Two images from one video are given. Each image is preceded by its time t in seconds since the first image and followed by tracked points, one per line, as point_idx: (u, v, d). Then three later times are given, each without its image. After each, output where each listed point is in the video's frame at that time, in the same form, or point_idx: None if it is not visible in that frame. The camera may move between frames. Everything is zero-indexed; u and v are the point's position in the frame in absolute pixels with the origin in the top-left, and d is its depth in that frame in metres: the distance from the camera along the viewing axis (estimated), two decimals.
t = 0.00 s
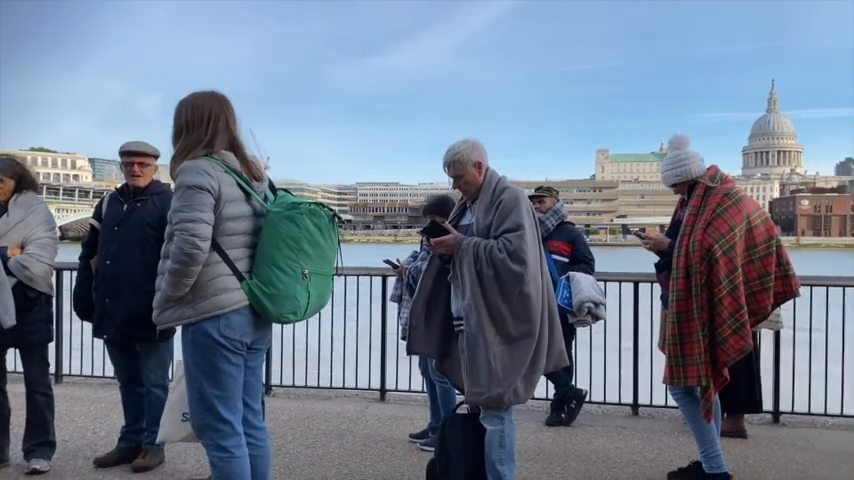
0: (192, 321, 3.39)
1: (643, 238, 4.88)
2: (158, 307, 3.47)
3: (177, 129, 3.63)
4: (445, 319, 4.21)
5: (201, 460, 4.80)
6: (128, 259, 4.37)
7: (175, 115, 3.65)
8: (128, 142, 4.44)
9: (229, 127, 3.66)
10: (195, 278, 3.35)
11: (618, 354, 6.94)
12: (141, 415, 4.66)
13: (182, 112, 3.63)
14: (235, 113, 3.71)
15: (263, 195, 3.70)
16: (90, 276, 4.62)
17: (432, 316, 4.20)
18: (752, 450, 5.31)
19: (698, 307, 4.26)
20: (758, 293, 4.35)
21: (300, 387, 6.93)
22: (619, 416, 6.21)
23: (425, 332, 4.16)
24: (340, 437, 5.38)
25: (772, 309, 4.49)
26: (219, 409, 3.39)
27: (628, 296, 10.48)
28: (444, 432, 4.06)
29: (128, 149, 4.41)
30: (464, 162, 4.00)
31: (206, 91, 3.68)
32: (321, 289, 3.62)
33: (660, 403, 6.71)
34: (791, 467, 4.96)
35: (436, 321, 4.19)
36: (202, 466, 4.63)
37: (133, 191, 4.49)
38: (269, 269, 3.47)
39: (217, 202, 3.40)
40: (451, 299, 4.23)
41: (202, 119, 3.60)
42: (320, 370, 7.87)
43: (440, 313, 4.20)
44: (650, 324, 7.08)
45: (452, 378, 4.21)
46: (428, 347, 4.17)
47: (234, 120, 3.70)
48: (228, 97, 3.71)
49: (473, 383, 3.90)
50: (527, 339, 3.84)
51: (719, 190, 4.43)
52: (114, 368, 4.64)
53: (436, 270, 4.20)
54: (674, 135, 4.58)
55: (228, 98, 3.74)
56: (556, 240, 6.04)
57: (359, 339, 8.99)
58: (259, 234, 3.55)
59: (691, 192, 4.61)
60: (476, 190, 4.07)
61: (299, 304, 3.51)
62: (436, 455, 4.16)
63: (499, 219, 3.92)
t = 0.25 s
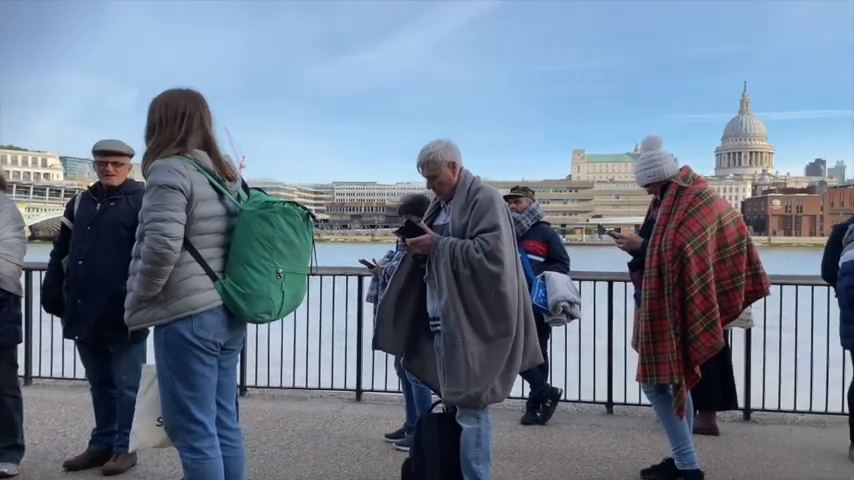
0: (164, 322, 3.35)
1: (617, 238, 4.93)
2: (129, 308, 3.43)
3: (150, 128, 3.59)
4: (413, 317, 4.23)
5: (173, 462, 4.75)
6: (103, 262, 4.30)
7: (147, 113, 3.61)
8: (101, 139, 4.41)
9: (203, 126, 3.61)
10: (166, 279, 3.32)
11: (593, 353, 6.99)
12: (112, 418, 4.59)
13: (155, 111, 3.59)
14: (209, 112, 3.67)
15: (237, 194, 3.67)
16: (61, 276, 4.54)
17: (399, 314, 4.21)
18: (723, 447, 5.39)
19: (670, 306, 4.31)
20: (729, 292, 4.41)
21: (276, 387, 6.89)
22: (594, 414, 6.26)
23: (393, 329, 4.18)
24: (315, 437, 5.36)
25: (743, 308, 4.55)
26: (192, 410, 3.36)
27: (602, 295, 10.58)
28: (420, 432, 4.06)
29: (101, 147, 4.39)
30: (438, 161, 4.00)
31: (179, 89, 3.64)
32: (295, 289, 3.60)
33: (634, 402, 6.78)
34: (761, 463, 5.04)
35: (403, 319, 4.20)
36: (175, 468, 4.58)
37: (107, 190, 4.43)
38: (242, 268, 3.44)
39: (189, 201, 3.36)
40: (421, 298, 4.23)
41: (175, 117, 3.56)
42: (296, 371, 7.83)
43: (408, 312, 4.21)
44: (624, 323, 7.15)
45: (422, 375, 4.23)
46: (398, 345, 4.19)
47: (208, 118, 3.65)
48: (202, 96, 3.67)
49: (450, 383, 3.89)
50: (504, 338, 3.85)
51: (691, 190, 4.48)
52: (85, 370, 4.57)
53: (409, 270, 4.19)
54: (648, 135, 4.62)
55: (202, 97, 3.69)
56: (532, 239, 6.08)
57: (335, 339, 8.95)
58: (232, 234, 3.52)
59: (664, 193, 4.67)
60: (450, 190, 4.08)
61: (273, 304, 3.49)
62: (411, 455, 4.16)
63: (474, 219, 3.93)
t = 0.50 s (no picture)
0: (136, 323, 3.31)
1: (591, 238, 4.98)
2: (101, 308, 3.38)
3: (122, 126, 3.55)
4: (388, 317, 4.23)
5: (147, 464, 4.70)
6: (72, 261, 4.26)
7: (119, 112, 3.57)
8: (77, 138, 4.33)
9: (175, 124, 3.57)
10: (139, 279, 3.28)
11: (568, 352, 7.04)
12: (84, 420, 4.53)
13: (127, 109, 3.54)
14: (181, 110, 3.63)
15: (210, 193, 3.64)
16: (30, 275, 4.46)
17: (375, 314, 4.20)
18: (695, 444, 5.47)
19: (643, 304, 4.36)
20: (701, 290, 4.47)
21: (251, 388, 6.85)
22: (569, 412, 6.31)
23: (367, 330, 4.16)
24: (291, 438, 5.33)
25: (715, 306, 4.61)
26: (165, 411, 3.33)
27: (578, 294, 10.66)
28: (395, 431, 4.06)
29: (77, 145, 4.31)
30: (414, 161, 4.01)
31: (151, 86, 3.59)
32: (270, 288, 3.58)
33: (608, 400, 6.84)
34: (732, 459, 5.12)
35: (379, 320, 4.20)
36: (148, 471, 4.54)
37: (81, 189, 4.36)
38: (216, 268, 3.42)
39: (162, 200, 3.33)
40: (397, 297, 4.23)
41: (146, 116, 3.52)
42: (271, 372, 7.78)
43: (383, 311, 4.20)
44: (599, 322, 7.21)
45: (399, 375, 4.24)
46: (373, 344, 4.18)
47: (181, 116, 3.61)
48: (174, 93, 3.63)
49: (426, 382, 3.89)
50: (480, 338, 3.87)
51: (664, 191, 4.54)
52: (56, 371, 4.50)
53: (385, 270, 4.19)
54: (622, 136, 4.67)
55: (175, 94, 3.65)
56: (508, 239, 6.11)
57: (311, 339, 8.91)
58: (206, 233, 3.49)
59: (637, 193, 4.71)
60: (426, 189, 4.08)
61: (247, 304, 3.47)
62: (387, 455, 4.15)
63: (450, 218, 3.93)
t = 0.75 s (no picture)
0: (107, 324, 3.27)
1: (566, 237, 5.03)
2: (70, 309, 3.33)
3: (91, 126, 3.50)
4: (371, 319, 4.22)
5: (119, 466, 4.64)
6: (35, 256, 4.18)
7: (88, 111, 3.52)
8: (50, 137, 4.29)
9: (145, 121, 3.53)
10: (110, 279, 3.24)
11: (544, 350, 7.09)
12: (55, 422, 4.46)
13: (96, 108, 3.49)
14: (151, 106, 3.58)
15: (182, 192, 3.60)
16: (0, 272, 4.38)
17: (358, 317, 4.20)
18: (668, 441, 5.53)
19: (617, 303, 4.41)
20: (673, 289, 4.52)
21: (227, 388, 6.79)
22: (544, 410, 6.35)
23: (352, 333, 4.17)
24: (266, 438, 5.30)
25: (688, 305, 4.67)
26: (137, 413, 3.29)
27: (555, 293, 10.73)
28: (371, 431, 4.06)
29: (50, 144, 4.27)
30: (391, 160, 4.00)
31: (119, 83, 3.54)
32: (244, 288, 3.55)
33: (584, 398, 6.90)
34: (704, 455, 5.19)
35: (362, 322, 4.20)
36: (120, 473, 4.48)
37: (53, 188, 4.29)
38: (189, 268, 3.38)
39: (133, 200, 3.29)
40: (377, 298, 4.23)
41: (115, 114, 3.47)
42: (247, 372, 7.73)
43: (365, 314, 4.20)
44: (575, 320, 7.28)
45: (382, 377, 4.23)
46: (354, 345, 4.18)
47: (150, 113, 3.56)
48: (144, 89, 3.58)
49: (401, 382, 3.89)
50: (455, 337, 3.88)
51: (637, 191, 4.58)
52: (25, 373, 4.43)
53: (363, 270, 4.19)
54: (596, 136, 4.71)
55: (144, 90, 3.60)
56: (485, 238, 6.13)
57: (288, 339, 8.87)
58: (178, 233, 3.46)
59: (611, 193, 4.76)
60: (403, 189, 4.07)
61: (221, 305, 3.44)
62: (363, 455, 4.15)
63: (425, 218, 3.94)
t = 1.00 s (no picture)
0: (76, 324, 3.21)
1: (541, 236, 5.05)
2: (38, 310, 3.26)
3: (59, 120, 3.43)
4: (349, 318, 4.20)
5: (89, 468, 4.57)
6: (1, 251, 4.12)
7: (56, 105, 3.45)
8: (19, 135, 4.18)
9: (115, 117, 3.47)
10: (79, 279, 3.18)
11: (521, 348, 7.12)
12: (24, 424, 4.39)
13: (64, 102, 3.43)
14: (120, 101, 3.52)
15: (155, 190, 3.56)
16: None
17: (336, 316, 4.18)
18: (642, 438, 5.59)
19: (592, 301, 4.44)
20: (647, 287, 4.56)
21: (202, 389, 6.73)
22: (521, 409, 6.38)
23: (331, 332, 4.15)
24: (241, 439, 5.26)
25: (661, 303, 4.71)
26: (108, 415, 3.24)
27: (532, 293, 10.79)
28: (346, 430, 4.05)
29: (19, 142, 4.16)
30: (370, 158, 3.97)
31: (88, 77, 3.47)
32: (217, 288, 3.52)
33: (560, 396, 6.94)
34: (678, 452, 5.25)
35: (340, 322, 4.18)
36: (91, 475, 4.42)
37: (25, 186, 4.23)
38: (161, 267, 3.34)
39: (104, 198, 3.24)
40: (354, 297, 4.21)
41: (85, 108, 3.41)
42: (222, 373, 7.67)
43: (343, 313, 4.18)
44: (551, 319, 7.32)
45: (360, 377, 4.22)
46: (331, 345, 4.15)
47: (120, 108, 3.51)
48: (112, 84, 3.52)
49: (375, 380, 3.88)
50: (430, 336, 3.88)
51: (611, 190, 4.61)
52: None
53: (339, 269, 4.16)
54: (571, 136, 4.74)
55: (113, 85, 3.54)
56: (462, 237, 6.13)
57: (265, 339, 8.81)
58: (150, 231, 3.41)
59: (586, 192, 4.79)
60: (380, 187, 4.06)
61: (195, 304, 3.41)
62: (337, 455, 4.13)
63: (402, 217, 3.93)
